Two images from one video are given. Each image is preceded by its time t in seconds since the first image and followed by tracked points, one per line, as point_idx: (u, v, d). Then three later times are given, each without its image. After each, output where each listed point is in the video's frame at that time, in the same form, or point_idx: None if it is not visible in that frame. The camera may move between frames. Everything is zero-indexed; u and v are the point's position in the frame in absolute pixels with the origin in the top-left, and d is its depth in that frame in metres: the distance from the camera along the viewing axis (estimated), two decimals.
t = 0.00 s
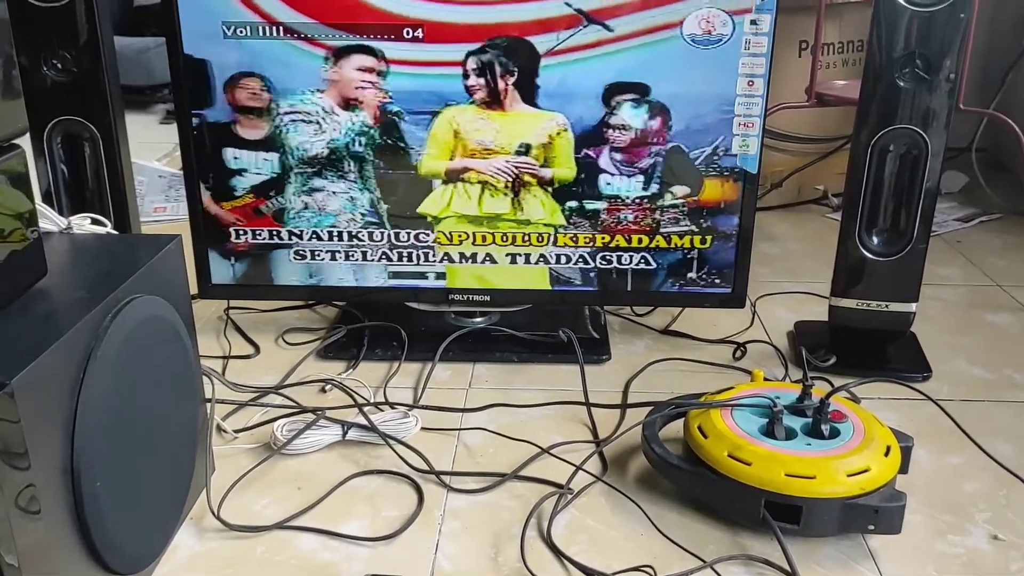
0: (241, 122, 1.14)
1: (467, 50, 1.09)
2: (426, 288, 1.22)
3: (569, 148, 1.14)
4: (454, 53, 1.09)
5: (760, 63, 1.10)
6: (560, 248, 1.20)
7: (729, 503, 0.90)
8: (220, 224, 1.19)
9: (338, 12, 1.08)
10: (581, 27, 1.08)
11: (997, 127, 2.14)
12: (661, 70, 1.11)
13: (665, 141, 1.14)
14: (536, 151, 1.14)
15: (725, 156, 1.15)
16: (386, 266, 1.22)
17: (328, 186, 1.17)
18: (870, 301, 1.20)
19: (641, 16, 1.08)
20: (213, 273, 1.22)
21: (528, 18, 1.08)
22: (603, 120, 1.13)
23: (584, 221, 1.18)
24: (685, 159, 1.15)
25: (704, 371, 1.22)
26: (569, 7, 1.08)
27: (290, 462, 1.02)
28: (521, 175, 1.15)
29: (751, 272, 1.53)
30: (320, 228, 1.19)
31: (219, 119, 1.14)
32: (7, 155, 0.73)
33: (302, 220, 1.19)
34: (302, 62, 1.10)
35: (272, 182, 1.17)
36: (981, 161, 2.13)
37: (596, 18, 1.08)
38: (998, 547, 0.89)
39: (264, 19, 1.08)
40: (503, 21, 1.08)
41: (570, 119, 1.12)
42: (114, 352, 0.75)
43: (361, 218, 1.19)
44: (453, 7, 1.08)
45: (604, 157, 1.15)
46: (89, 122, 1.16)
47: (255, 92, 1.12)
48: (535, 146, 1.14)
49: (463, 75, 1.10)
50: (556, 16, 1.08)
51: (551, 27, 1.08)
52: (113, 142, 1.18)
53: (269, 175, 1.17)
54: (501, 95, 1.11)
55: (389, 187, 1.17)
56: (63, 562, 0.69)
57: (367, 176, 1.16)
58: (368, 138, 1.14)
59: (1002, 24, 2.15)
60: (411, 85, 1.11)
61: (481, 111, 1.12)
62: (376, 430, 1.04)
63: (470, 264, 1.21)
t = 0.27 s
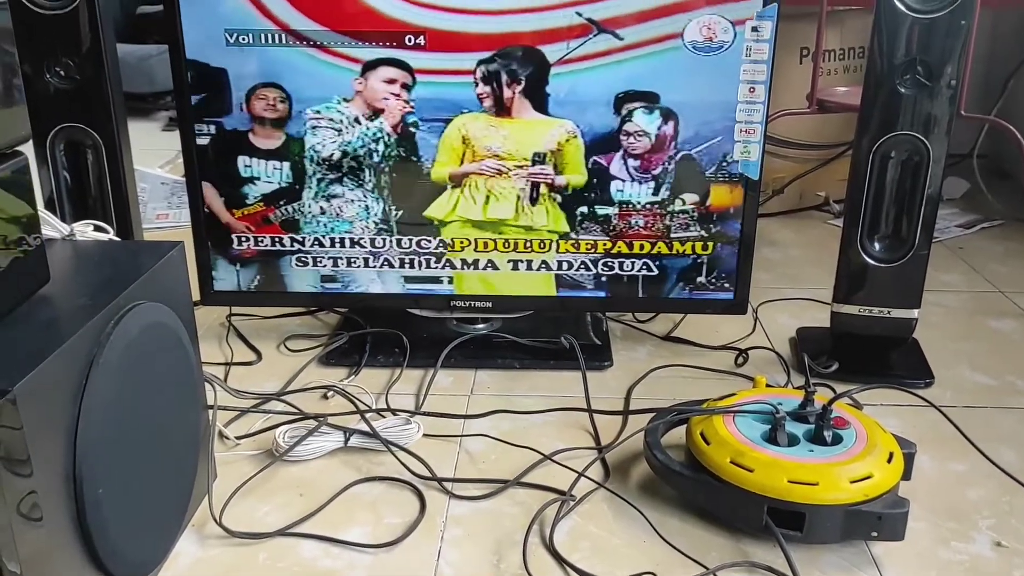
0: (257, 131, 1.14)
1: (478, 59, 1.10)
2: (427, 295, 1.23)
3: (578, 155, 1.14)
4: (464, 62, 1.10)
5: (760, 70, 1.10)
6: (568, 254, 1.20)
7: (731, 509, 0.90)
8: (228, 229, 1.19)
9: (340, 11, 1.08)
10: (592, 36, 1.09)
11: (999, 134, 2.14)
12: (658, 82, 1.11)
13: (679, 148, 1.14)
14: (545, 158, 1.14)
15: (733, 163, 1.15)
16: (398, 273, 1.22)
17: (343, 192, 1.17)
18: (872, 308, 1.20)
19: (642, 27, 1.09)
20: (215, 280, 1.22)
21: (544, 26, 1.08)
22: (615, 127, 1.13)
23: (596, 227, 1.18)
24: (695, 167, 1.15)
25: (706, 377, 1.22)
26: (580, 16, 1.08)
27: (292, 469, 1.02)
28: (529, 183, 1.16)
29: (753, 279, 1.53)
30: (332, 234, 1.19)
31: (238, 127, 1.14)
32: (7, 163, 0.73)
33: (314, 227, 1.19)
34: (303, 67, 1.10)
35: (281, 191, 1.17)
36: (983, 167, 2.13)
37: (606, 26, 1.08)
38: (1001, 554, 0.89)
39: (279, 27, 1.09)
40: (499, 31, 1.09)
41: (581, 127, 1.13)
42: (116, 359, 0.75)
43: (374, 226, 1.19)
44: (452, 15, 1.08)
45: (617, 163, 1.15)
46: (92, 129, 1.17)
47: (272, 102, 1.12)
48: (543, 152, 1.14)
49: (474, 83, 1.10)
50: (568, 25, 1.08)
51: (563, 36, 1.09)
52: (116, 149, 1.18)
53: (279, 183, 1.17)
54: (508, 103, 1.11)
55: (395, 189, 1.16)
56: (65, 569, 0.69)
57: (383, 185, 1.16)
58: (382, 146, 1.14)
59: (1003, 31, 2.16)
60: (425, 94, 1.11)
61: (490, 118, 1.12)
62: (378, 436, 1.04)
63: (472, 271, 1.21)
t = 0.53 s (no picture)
0: (260, 137, 1.14)
1: (489, 68, 1.10)
2: (432, 302, 1.23)
3: (590, 160, 1.14)
4: (473, 71, 1.10)
5: (764, 77, 1.10)
6: (574, 261, 1.20)
7: (736, 517, 0.90)
8: (227, 233, 1.19)
9: (346, 17, 1.08)
10: (604, 45, 1.09)
11: (1002, 141, 2.14)
12: (662, 91, 1.11)
13: (690, 150, 1.14)
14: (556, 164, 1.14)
15: (744, 169, 1.15)
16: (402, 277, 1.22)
17: (356, 196, 1.17)
18: (876, 315, 1.20)
19: (648, 38, 1.09)
20: (219, 287, 1.23)
21: (558, 36, 1.08)
22: (626, 130, 1.13)
23: (607, 232, 1.18)
24: (708, 172, 1.15)
25: (710, 385, 1.22)
26: (591, 26, 1.08)
27: (296, 476, 1.02)
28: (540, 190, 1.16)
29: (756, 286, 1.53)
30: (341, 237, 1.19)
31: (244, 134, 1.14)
32: (11, 174, 0.72)
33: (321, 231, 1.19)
34: (310, 74, 1.11)
35: (281, 195, 1.17)
36: (986, 174, 2.13)
37: (617, 35, 1.09)
38: (1007, 562, 0.88)
39: (296, 36, 1.09)
40: (504, 40, 1.09)
41: (593, 134, 1.13)
42: (121, 368, 0.75)
43: (386, 231, 1.19)
44: (457, 23, 1.08)
45: (628, 166, 1.15)
46: (97, 137, 1.17)
47: (276, 110, 1.12)
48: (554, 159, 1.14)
49: (486, 90, 1.11)
50: (580, 34, 1.08)
51: (576, 45, 1.09)
52: (121, 157, 1.18)
53: (280, 188, 1.17)
54: (517, 109, 1.12)
55: (401, 192, 1.16)
56: None
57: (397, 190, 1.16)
58: (388, 154, 1.14)
59: (1005, 37, 2.16)
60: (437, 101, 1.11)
61: (500, 126, 1.12)
62: (381, 444, 1.04)
63: (476, 278, 1.21)
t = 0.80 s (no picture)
0: (257, 143, 1.14)
1: (492, 74, 1.10)
2: (436, 306, 1.23)
3: (592, 163, 1.14)
4: (477, 76, 1.10)
5: (765, 83, 1.11)
6: (575, 266, 1.20)
7: (738, 521, 0.90)
8: (222, 236, 1.19)
9: (347, 22, 1.08)
10: (608, 53, 1.09)
11: (1003, 145, 2.15)
12: (664, 96, 1.12)
13: (692, 153, 1.14)
14: (557, 167, 1.14)
15: (745, 174, 1.15)
16: (399, 282, 1.22)
17: (359, 202, 1.17)
18: (877, 319, 1.20)
19: (652, 45, 1.09)
20: (222, 292, 1.23)
21: (562, 43, 1.09)
22: (628, 135, 1.13)
23: (609, 236, 1.18)
24: (710, 175, 1.15)
25: (712, 389, 1.22)
26: (596, 33, 1.09)
27: (298, 481, 1.03)
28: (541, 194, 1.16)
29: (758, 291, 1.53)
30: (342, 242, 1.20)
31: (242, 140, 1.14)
32: (15, 180, 0.72)
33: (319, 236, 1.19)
34: (313, 80, 1.11)
35: (276, 200, 1.17)
36: (987, 178, 2.13)
37: (621, 42, 1.09)
38: (1008, 566, 0.89)
39: (305, 42, 1.09)
40: (504, 48, 1.09)
41: (597, 139, 1.13)
42: (125, 373, 0.75)
43: (387, 237, 1.19)
44: (457, 29, 1.08)
45: (632, 169, 1.15)
46: (100, 142, 1.17)
47: (272, 117, 1.13)
48: (556, 162, 1.14)
49: (489, 97, 1.11)
50: (585, 42, 1.09)
51: (580, 52, 1.09)
52: (124, 163, 1.19)
53: (275, 193, 1.17)
54: (519, 115, 1.12)
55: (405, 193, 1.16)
56: None
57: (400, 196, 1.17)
58: (395, 157, 1.14)
59: (1006, 42, 2.16)
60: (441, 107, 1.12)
61: (501, 131, 1.13)
62: (385, 448, 1.04)
63: (478, 283, 1.21)
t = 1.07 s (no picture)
0: (253, 148, 1.14)
1: (497, 80, 1.10)
2: (439, 310, 1.23)
3: (595, 168, 1.15)
4: (481, 82, 1.10)
5: (767, 87, 1.11)
6: (577, 269, 1.20)
7: (740, 525, 0.90)
8: (220, 240, 1.19)
9: (350, 26, 1.09)
10: (613, 58, 1.10)
11: (1003, 149, 2.15)
12: (667, 101, 1.12)
13: (696, 159, 1.15)
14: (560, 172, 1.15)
15: (749, 178, 1.15)
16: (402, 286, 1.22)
17: (357, 209, 1.18)
18: (879, 323, 1.20)
19: (656, 52, 1.10)
20: (224, 296, 1.23)
21: (566, 50, 1.09)
22: (634, 140, 1.13)
23: (614, 238, 1.18)
24: (712, 179, 1.16)
25: (714, 393, 1.22)
26: (601, 39, 1.09)
27: (301, 485, 1.03)
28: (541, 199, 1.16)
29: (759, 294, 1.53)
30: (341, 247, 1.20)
31: (241, 145, 1.14)
32: (18, 185, 0.73)
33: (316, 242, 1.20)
34: (317, 84, 1.11)
35: (273, 204, 1.18)
36: (988, 182, 2.14)
37: (624, 48, 1.10)
38: (1010, 571, 0.89)
39: (314, 47, 1.09)
40: (507, 54, 1.10)
41: (601, 144, 1.13)
42: (128, 378, 0.75)
43: (383, 244, 1.20)
44: (460, 35, 1.09)
45: (637, 173, 1.15)
46: (103, 147, 1.18)
47: (266, 123, 1.13)
48: (558, 165, 1.14)
49: (496, 103, 1.11)
50: (590, 48, 1.09)
51: (585, 58, 1.10)
52: (126, 167, 1.19)
53: (273, 197, 1.17)
54: (525, 122, 1.12)
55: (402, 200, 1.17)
56: None
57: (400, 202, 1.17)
58: (396, 162, 1.15)
59: (1006, 46, 2.17)
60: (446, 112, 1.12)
61: (507, 136, 1.13)
62: (386, 452, 1.04)
63: (480, 287, 1.22)
